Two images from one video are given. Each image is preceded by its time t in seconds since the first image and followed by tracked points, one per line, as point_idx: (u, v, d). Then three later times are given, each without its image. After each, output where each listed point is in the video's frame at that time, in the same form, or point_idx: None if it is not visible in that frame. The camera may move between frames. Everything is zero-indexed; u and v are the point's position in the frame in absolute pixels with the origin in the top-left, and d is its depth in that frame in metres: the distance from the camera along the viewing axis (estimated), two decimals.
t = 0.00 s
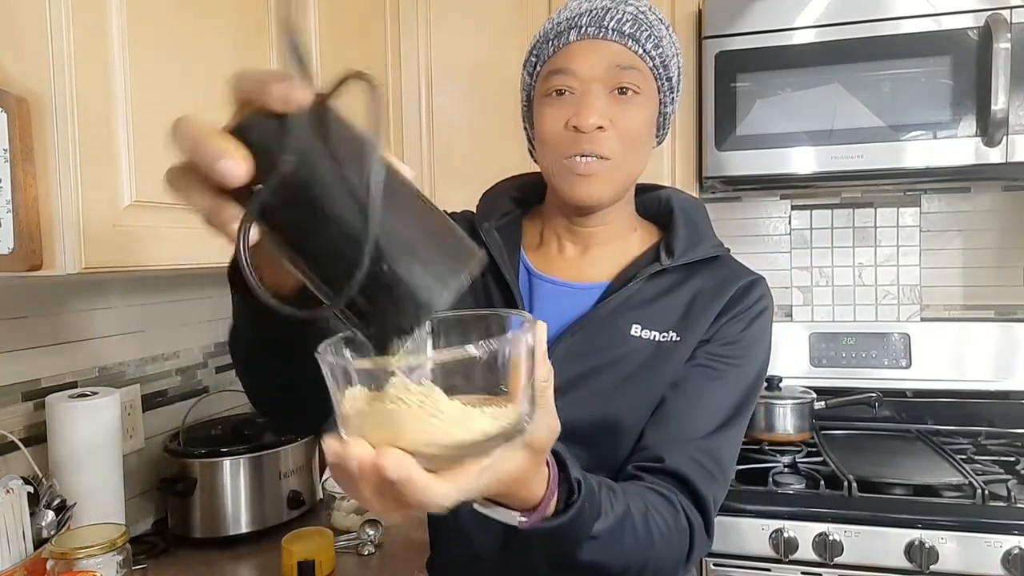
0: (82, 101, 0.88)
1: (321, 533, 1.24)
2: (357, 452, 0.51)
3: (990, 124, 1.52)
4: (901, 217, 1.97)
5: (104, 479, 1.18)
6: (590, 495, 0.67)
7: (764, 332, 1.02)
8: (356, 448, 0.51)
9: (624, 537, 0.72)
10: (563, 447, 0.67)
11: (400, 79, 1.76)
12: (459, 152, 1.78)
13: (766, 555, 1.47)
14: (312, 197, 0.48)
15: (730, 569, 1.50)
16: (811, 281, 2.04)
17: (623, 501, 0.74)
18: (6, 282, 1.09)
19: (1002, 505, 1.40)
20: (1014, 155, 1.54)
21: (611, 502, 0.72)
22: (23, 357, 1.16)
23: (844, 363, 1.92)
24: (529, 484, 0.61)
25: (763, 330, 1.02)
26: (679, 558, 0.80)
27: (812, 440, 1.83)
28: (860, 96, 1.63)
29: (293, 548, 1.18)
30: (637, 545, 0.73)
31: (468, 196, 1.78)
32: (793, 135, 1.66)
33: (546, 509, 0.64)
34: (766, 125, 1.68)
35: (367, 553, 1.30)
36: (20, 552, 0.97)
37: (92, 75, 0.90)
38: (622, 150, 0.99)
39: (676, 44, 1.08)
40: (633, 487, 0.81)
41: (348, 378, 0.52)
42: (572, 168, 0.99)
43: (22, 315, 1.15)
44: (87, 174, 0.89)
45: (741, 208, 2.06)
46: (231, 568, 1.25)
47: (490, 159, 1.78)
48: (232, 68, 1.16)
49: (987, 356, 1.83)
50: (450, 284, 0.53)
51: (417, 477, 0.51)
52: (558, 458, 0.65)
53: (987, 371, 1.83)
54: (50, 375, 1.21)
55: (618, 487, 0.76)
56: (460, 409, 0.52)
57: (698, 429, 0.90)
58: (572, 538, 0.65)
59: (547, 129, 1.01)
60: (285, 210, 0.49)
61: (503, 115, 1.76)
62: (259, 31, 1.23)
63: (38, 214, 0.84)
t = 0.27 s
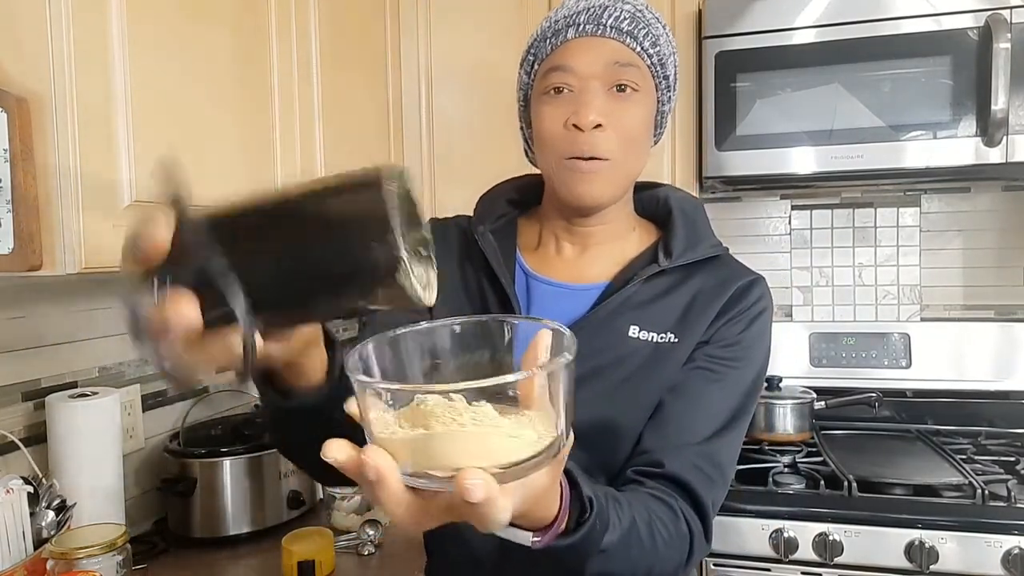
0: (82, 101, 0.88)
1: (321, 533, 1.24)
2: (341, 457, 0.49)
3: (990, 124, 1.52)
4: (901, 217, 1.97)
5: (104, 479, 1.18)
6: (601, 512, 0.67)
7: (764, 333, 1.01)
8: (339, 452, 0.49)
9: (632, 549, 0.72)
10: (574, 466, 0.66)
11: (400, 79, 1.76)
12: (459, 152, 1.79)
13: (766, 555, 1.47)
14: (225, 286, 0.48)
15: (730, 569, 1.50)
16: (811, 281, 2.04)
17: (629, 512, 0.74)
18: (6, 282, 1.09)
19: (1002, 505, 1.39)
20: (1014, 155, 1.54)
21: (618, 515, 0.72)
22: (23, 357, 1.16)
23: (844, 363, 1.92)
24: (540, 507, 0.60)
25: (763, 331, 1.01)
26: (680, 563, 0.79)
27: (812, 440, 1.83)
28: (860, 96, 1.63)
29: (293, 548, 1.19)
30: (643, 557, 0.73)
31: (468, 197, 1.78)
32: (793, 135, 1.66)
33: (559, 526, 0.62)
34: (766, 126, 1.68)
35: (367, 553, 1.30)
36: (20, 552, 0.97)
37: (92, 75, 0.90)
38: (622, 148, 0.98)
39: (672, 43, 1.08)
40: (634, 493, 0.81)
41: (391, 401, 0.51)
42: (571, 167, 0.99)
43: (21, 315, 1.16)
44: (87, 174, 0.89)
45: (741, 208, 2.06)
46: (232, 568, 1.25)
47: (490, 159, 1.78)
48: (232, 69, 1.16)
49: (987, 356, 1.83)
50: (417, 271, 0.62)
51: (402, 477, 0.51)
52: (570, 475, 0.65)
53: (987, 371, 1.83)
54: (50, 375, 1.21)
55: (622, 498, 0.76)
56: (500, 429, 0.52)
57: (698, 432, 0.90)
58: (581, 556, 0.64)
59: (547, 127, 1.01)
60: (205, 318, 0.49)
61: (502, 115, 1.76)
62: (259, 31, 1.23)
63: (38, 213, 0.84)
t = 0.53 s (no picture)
0: (82, 100, 0.88)
1: (320, 534, 1.24)
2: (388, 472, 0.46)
3: (991, 124, 1.52)
4: (901, 217, 1.97)
5: (104, 479, 1.18)
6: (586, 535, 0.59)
7: (754, 339, 1.01)
8: (391, 467, 0.46)
9: (615, 569, 0.66)
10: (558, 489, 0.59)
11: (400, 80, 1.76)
12: (459, 152, 1.79)
13: (766, 555, 1.47)
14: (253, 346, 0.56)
15: (730, 569, 1.51)
16: (811, 281, 2.04)
17: (611, 528, 0.69)
18: (6, 283, 1.09)
19: (1002, 506, 1.39)
20: (1014, 155, 1.54)
21: (601, 535, 0.67)
22: (23, 357, 1.16)
23: (844, 363, 1.92)
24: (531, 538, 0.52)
25: (753, 338, 1.01)
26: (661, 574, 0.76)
27: (812, 440, 1.83)
28: (859, 96, 1.63)
29: (292, 548, 1.18)
30: None
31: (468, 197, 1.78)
32: (793, 135, 1.66)
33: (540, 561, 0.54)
34: (766, 126, 1.68)
35: (366, 553, 1.30)
36: (20, 552, 0.97)
37: (92, 75, 0.90)
38: (618, 144, 0.98)
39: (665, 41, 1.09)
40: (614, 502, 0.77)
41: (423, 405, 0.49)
42: (566, 165, 0.98)
43: (21, 315, 1.15)
44: (87, 173, 0.89)
45: (741, 208, 2.06)
46: (232, 569, 1.25)
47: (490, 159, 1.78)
48: (232, 68, 1.16)
49: (987, 356, 1.83)
50: (418, 272, 0.61)
51: (508, 504, 0.45)
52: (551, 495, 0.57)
53: (987, 371, 1.83)
54: (50, 375, 1.21)
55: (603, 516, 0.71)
56: (556, 435, 0.46)
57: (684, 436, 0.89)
58: None
59: (542, 125, 1.00)
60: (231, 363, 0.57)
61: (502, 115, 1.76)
62: (259, 31, 1.23)
63: (39, 213, 0.85)
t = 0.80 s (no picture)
0: (82, 101, 0.88)
1: (321, 535, 1.24)
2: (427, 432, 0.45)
3: (990, 124, 1.52)
4: (901, 217, 1.97)
5: (104, 479, 1.18)
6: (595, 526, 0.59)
7: (746, 340, 0.93)
8: (424, 429, 0.45)
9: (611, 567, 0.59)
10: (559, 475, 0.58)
11: (400, 79, 1.76)
12: (459, 153, 1.79)
13: (765, 555, 1.47)
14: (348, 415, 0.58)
15: (729, 568, 1.51)
16: (811, 281, 2.04)
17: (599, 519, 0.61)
18: (6, 283, 1.09)
19: (1002, 506, 1.40)
20: (1014, 155, 1.54)
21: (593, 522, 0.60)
22: (23, 357, 1.16)
23: (844, 363, 1.92)
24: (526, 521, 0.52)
25: (744, 338, 0.92)
26: None
27: (812, 440, 1.83)
28: (859, 96, 1.63)
29: (292, 549, 1.18)
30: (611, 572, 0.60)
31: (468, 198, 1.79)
32: (793, 136, 1.66)
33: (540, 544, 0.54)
34: (766, 126, 1.69)
35: (367, 553, 1.30)
36: (21, 552, 0.97)
37: (91, 74, 0.90)
38: (607, 147, 0.98)
39: (654, 38, 1.08)
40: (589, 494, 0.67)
41: (436, 368, 0.49)
42: (555, 166, 0.99)
43: (21, 315, 1.15)
44: (88, 173, 0.89)
45: (741, 208, 2.06)
46: (232, 569, 1.25)
47: (491, 160, 1.78)
48: (231, 67, 1.15)
49: (987, 356, 1.83)
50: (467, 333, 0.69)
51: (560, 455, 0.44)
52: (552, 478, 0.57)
53: (987, 371, 1.83)
54: (50, 375, 1.21)
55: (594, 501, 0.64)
56: (579, 393, 0.46)
57: (666, 433, 0.77)
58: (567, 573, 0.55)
59: (532, 130, 1.01)
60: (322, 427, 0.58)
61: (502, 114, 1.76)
62: (259, 31, 1.23)
63: (39, 213, 0.85)
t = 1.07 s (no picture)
0: (82, 101, 0.88)
1: (320, 535, 1.24)
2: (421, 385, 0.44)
3: (990, 124, 1.52)
4: (901, 217, 1.97)
5: (104, 479, 1.18)
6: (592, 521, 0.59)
7: (742, 337, 0.92)
8: (413, 378, 0.44)
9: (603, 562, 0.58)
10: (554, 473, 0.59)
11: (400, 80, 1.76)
12: (459, 153, 1.79)
13: (765, 555, 1.47)
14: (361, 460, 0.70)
15: (729, 568, 1.51)
16: (811, 281, 2.04)
17: (593, 513, 0.61)
18: (6, 283, 1.09)
19: (1002, 506, 1.39)
20: (1014, 155, 1.54)
21: (587, 515, 0.59)
22: (23, 357, 1.16)
23: (844, 363, 1.92)
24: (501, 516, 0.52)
25: (740, 335, 0.92)
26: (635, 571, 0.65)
27: (812, 440, 1.83)
28: (859, 96, 1.63)
29: (292, 549, 1.19)
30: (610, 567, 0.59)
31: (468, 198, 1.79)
32: (793, 136, 1.66)
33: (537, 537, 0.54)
34: (766, 126, 1.69)
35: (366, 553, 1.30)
36: (21, 552, 0.97)
37: (91, 74, 0.90)
38: (601, 148, 0.98)
39: (646, 37, 1.07)
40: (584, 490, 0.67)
41: (429, 326, 0.49)
42: (552, 168, 0.99)
43: (21, 315, 1.16)
44: (87, 173, 0.89)
45: (741, 208, 2.06)
46: (232, 569, 1.25)
47: (490, 160, 1.78)
48: (230, 67, 1.15)
49: (987, 357, 1.83)
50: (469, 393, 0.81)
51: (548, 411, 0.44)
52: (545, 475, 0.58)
53: (987, 371, 1.83)
54: (50, 375, 1.21)
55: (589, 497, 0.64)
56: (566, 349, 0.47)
57: (660, 428, 0.77)
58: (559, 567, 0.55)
59: (527, 131, 1.01)
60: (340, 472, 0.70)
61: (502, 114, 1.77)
62: (259, 31, 1.23)
63: (39, 213, 0.85)
